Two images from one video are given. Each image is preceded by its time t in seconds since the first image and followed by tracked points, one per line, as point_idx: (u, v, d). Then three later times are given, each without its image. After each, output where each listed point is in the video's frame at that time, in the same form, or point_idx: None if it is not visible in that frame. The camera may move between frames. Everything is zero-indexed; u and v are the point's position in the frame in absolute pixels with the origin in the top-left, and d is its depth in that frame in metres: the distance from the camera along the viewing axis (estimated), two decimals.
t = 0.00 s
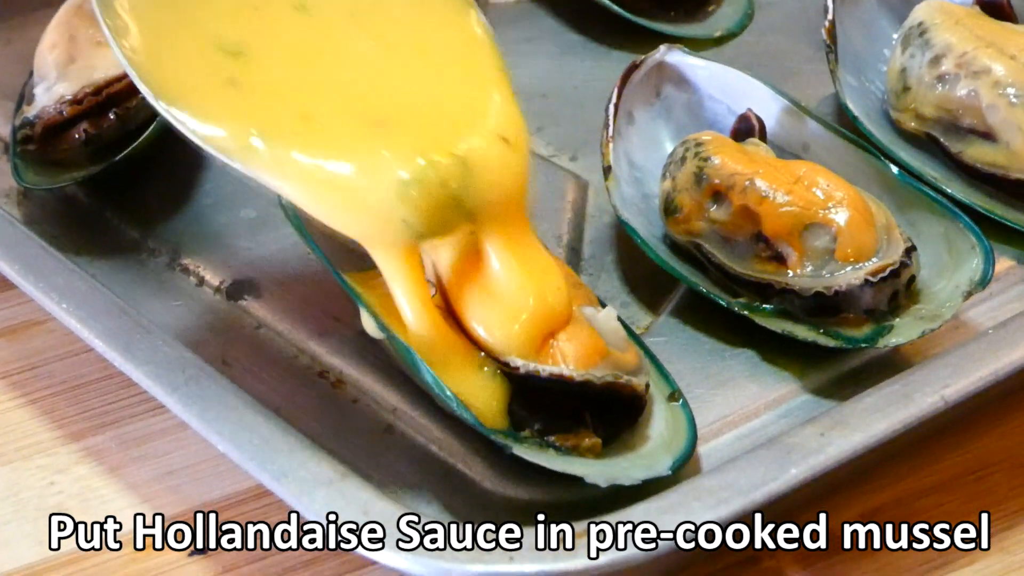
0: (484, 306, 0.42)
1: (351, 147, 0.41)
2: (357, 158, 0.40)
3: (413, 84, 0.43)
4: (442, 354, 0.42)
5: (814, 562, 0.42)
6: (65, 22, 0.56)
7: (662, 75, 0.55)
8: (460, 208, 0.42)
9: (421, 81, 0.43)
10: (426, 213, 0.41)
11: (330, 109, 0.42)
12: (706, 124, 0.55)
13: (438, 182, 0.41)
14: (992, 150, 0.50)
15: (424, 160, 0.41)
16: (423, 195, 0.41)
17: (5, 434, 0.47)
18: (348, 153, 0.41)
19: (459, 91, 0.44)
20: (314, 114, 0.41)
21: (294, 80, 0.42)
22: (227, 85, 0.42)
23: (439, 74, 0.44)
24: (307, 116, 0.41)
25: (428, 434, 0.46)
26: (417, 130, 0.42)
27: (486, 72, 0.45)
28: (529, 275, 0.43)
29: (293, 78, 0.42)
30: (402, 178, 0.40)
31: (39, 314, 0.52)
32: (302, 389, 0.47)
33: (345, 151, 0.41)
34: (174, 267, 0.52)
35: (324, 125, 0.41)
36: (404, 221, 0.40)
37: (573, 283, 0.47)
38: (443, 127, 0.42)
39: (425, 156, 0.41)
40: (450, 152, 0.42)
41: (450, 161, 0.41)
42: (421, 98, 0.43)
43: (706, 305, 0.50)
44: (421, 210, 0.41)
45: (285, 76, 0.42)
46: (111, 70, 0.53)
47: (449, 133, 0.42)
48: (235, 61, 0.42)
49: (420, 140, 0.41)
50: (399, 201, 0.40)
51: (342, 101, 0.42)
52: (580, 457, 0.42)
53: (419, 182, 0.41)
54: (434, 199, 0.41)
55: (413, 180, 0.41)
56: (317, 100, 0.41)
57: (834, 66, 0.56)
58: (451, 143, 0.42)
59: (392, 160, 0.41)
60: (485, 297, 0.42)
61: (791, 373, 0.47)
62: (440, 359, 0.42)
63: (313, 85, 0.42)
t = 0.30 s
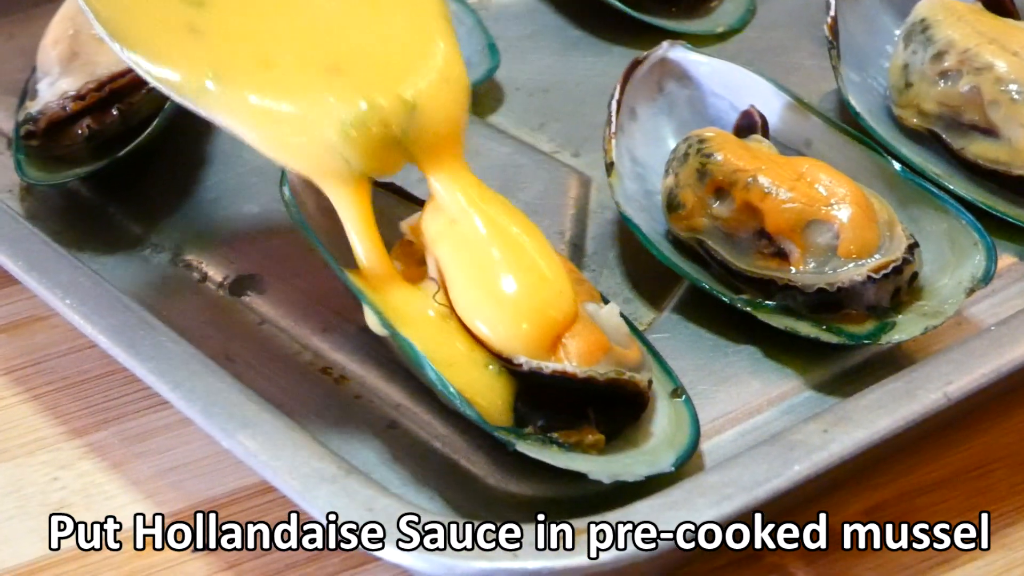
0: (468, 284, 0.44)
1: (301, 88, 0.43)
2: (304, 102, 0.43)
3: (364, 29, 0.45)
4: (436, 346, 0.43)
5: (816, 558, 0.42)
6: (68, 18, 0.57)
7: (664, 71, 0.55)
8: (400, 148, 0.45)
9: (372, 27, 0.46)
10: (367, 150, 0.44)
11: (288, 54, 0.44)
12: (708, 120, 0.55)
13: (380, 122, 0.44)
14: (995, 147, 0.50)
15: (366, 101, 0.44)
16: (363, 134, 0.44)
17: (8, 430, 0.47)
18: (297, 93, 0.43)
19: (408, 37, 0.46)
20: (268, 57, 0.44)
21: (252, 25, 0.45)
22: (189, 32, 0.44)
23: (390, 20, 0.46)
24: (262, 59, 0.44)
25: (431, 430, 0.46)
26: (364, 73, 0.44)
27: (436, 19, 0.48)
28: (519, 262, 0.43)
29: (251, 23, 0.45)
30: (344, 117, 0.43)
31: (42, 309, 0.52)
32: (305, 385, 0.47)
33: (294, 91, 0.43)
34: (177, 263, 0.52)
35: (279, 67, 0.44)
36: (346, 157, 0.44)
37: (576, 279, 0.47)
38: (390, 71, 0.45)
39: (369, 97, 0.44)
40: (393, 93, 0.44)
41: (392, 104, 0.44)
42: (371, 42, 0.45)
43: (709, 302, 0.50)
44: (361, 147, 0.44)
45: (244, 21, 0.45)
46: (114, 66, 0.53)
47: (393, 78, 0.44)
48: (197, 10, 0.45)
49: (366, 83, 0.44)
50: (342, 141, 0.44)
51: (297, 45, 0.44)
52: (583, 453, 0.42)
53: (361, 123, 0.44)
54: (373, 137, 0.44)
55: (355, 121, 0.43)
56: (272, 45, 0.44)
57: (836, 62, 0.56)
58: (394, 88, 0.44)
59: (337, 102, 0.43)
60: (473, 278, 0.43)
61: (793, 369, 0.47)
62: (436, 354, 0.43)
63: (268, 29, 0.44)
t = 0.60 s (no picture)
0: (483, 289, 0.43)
1: (331, 105, 0.43)
2: (333, 119, 0.43)
3: (393, 48, 0.46)
4: (450, 340, 0.44)
5: (831, 554, 0.42)
6: (79, 13, 0.56)
7: (676, 67, 0.55)
8: (430, 163, 0.44)
9: (401, 47, 0.46)
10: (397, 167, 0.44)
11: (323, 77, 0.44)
12: (720, 117, 0.55)
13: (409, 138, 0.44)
14: (1009, 144, 0.50)
15: (395, 117, 0.43)
16: (393, 150, 0.43)
17: (21, 425, 0.47)
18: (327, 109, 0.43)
19: (436, 56, 0.46)
20: (301, 77, 0.44)
21: (283, 45, 0.45)
22: (221, 52, 0.45)
23: (420, 40, 0.47)
24: (292, 78, 0.44)
25: (445, 426, 0.46)
26: (393, 90, 0.44)
27: (468, 42, 0.48)
28: (535, 269, 0.43)
29: (282, 44, 0.45)
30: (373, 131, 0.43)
31: (54, 305, 0.53)
32: (318, 381, 0.47)
33: (324, 109, 0.43)
34: (189, 258, 0.52)
35: (312, 85, 0.44)
36: (375, 173, 0.44)
37: (591, 276, 0.48)
38: (420, 89, 0.45)
39: (398, 113, 0.44)
40: (420, 112, 0.44)
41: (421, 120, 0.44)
42: (401, 62, 0.45)
43: (722, 299, 0.50)
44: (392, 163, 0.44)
45: (275, 41, 0.45)
46: (125, 61, 0.53)
47: (421, 95, 0.45)
48: (228, 30, 0.45)
49: (394, 99, 0.44)
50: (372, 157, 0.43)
51: (328, 68, 0.45)
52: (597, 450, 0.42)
53: (390, 139, 0.43)
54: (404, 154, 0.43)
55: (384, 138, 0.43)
56: (305, 65, 0.44)
57: (847, 59, 0.56)
58: (422, 104, 0.44)
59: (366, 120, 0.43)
60: (487, 282, 0.43)
61: (807, 367, 0.47)
62: (451, 348, 0.44)
63: (300, 51, 0.45)
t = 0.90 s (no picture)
0: (484, 287, 0.44)
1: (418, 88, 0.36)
2: (419, 104, 0.36)
3: (481, 43, 0.37)
4: (441, 322, 0.44)
5: (835, 544, 0.42)
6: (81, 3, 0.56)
7: (679, 58, 0.55)
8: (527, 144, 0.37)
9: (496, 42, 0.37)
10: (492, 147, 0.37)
11: (404, 53, 0.37)
12: (723, 107, 0.55)
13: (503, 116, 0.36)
14: (1012, 135, 0.50)
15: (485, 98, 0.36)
16: (487, 130, 0.36)
17: (24, 414, 0.47)
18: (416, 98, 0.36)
19: (531, 47, 0.37)
20: (380, 55, 0.37)
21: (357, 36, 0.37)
22: (293, 46, 0.37)
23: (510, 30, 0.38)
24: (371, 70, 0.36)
25: (448, 415, 0.46)
26: (487, 74, 0.36)
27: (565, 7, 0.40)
28: (544, 275, 0.44)
29: (360, 31, 0.37)
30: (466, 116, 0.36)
31: (57, 294, 0.53)
32: (321, 371, 0.47)
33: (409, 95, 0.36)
34: (192, 249, 0.52)
35: (393, 76, 0.36)
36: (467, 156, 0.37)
37: (594, 265, 0.48)
38: (517, 73, 0.37)
39: (488, 92, 0.36)
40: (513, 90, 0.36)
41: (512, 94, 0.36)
42: (491, 59, 0.37)
43: (724, 289, 0.50)
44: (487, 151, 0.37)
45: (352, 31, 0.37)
46: (129, 52, 0.53)
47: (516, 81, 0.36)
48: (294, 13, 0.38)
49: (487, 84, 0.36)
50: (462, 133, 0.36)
51: (409, 46, 0.37)
52: (600, 439, 0.42)
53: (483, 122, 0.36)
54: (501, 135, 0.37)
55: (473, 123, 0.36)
56: (389, 51, 0.37)
57: (851, 50, 0.56)
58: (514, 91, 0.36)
59: (454, 102, 0.36)
60: (492, 279, 0.43)
61: (811, 357, 0.47)
62: (441, 327, 0.44)
63: (374, 29, 0.37)
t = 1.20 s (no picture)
0: (486, 288, 0.44)
1: None
2: None
3: None
4: (436, 318, 0.44)
5: (835, 540, 0.42)
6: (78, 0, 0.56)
7: (678, 55, 0.55)
8: None
9: None
10: None
11: None
12: (722, 104, 0.55)
13: None
14: (1010, 131, 0.50)
15: None
16: None
17: (22, 412, 0.47)
18: None
19: None
20: None
21: None
22: None
23: None
24: None
25: (446, 413, 0.46)
26: None
27: None
28: (545, 279, 0.44)
29: None
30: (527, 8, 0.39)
31: (55, 292, 0.52)
32: (320, 368, 0.46)
33: None
34: (190, 246, 0.51)
35: None
36: None
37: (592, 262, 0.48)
38: None
39: None
40: None
41: None
42: None
43: (723, 286, 0.50)
44: None
45: None
46: (127, 49, 0.53)
47: None
48: None
49: None
50: None
51: None
52: (600, 436, 0.42)
53: None
54: None
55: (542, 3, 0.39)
56: None
57: (849, 47, 0.56)
58: None
59: None
60: (495, 279, 0.44)
61: (809, 354, 0.47)
62: (437, 323, 0.44)
63: None
